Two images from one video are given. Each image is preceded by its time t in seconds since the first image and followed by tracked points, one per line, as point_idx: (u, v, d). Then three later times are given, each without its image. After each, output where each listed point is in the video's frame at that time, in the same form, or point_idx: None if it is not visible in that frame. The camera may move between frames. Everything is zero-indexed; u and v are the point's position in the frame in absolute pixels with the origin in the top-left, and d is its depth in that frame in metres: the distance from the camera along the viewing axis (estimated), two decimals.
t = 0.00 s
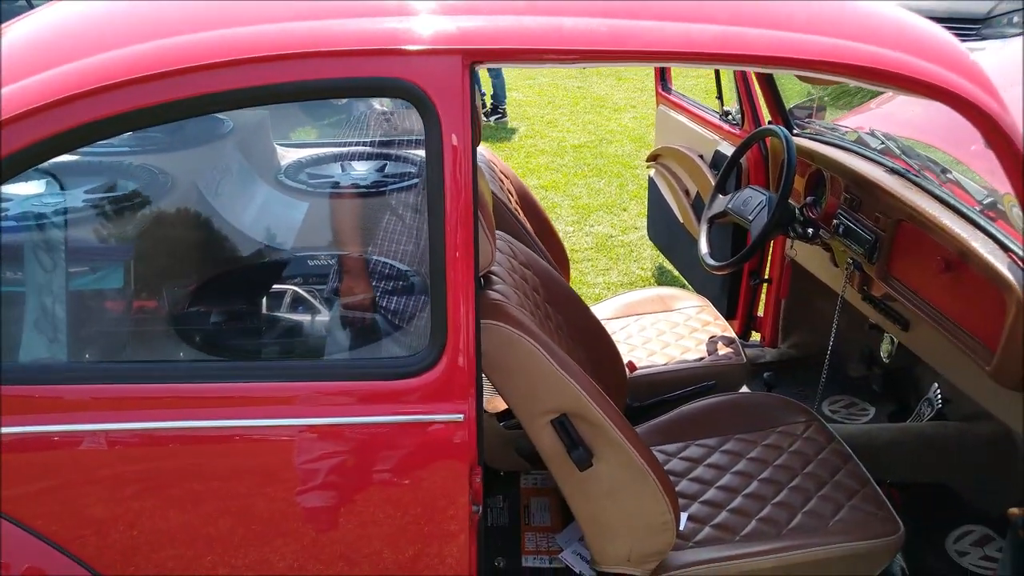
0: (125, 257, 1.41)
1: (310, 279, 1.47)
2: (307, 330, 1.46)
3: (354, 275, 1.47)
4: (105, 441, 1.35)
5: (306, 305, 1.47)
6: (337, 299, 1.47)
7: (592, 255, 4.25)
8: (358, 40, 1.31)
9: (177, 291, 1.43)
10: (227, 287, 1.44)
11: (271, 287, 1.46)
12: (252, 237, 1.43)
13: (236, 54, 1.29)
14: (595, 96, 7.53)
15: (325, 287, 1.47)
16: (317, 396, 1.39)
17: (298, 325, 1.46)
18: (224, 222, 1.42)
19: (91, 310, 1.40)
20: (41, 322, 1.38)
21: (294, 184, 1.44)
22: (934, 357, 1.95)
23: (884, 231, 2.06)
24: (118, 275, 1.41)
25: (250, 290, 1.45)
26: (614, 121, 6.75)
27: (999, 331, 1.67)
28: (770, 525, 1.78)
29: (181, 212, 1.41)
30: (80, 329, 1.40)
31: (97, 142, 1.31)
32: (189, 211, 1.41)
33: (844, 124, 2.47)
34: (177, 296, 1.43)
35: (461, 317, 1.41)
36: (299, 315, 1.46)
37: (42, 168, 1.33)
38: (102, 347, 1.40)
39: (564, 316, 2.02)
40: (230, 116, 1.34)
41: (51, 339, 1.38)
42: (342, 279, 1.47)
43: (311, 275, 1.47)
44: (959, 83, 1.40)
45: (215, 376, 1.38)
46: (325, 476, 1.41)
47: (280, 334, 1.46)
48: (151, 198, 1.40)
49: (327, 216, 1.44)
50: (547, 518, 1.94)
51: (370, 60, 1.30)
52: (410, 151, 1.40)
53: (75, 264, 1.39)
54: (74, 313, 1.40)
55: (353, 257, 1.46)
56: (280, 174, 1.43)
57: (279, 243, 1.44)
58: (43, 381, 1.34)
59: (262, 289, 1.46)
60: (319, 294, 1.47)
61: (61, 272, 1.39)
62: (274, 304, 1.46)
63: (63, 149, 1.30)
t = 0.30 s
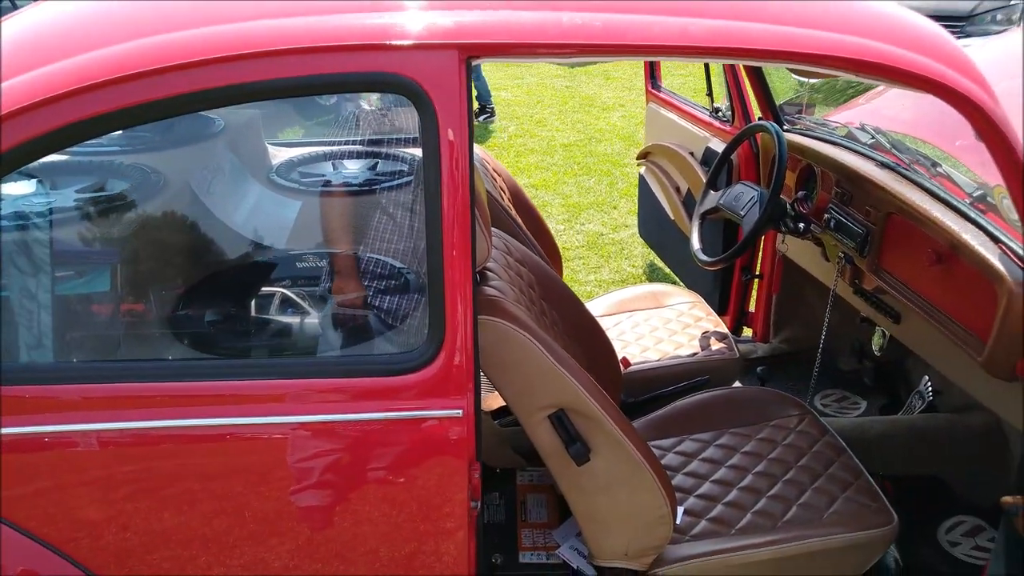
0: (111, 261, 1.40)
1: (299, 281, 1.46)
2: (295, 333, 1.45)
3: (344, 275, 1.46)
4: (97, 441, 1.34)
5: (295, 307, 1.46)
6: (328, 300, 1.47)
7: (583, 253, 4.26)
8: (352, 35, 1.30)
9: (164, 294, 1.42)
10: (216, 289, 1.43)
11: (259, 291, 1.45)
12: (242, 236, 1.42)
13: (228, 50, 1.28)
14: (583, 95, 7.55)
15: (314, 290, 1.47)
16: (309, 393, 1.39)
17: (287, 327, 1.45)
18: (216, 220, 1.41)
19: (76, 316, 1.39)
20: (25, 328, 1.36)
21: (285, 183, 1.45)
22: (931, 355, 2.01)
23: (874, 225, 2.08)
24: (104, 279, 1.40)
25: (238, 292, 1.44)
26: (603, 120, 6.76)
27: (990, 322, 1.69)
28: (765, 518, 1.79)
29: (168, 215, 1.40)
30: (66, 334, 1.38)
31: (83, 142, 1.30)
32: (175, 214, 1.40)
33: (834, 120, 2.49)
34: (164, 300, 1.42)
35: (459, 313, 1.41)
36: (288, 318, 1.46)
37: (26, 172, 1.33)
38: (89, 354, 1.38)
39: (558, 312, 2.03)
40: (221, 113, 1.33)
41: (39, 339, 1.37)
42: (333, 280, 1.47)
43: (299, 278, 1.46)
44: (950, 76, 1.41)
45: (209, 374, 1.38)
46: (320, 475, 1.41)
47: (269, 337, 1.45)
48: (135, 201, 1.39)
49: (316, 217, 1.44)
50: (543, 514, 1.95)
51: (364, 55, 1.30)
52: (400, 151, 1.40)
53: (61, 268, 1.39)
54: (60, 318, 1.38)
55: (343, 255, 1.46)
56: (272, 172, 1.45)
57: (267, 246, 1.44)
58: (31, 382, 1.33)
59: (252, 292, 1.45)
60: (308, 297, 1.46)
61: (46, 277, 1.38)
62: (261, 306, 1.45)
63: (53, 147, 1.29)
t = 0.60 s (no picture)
0: (91, 265, 1.39)
1: (282, 283, 1.46)
2: (279, 336, 1.44)
3: (329, 277, 1.46)
4: (80, 447, 1.33)
5: (279, 310, 1.46)
6: (312, 304, 1.46)
7: (568, 252, 4.27)
8: (337, 33, 1.30)
9: (145, 298, 1.41)
10: (199, 291, 1.43)
11: (241, 293, 1.45)
12: (224, 237, 1.42)
13: (211, 49, 1.28)
14: (567, 95, 7.56)
15: (297, 292, 1.46)
16: (294, 394, 1.38)
17: (270, 330, 1.45)
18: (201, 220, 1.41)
19: (55, 321, 1.38)
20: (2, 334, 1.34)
21: (267, 183, 1.45)
22: (920, 355, 2.05)
23: (857, 221, 2.09)
24: (82, 283, 1.39)
25: (220, 295, 1.44)
26: (587, 119, 6.78)
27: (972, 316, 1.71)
28: (753, 512, 1.80)
29: (147, 218, 1.39)
30: (45, 340, 1.37)
31: (62, 142, 1.30)
32: (155, 218, 1.39)
33: (817, 117, 2.51)
34: (145, 304, 1.41)
35: (448, 313, 1.42)
36: (271, 320, 1.45)
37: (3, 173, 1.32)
38: (68, 358, 1.37)
39: (546, 310, 2.03)
40: (202, 112, 1.32)
41: (18, 344, 1.35)
42: (317, 284, 1.46)
43: (282, 280, 1.46)
44: (929, 71, 1.43)
45: (195, 378, 1.37)
46: (308, 478, 1.41)
47: (253, 339, 1.44)
48: (114, 204, 1.37)
49: (299, 219, 1.44)
50: (533, 514, 1.95)
51: (349, 53, 1.30)
52: (384, 150, 1.41)
53: (39, 273, 1.38)
54: (38, 322, 1.37)
55: (327, 257, 1.46)
56: (255, 173, 1.44)
57: (247, 249, 1.44)
58: (13, 387, 1.32)
59: (234, 293, 1.44)
60: (291, 299, 1.46)
61: (24, 281, 1.37)
62: (244, 309, 1.45)
63: (36, 147, 1.29)
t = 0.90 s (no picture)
0: (66, 269, 1.36)
1: (262, 286, 1.44)
2: (259, 338, 1.43)
3: (311, 275, 1.45)
4: (58, 448, 1.31)
5: (259, 312, 1.44)
6: (292, 303, 1.45)
7: (551, 250, 4.27)
8: (318, 24, 1.28)
9: (122, 301, 1.39)
10: (178, 291, 1.41)
11: (221, 295, 1.43)
12: (204, 235, 1.41)
13: (187, 40, 1.26)
14: (547, 93, 7.57)
15: (278, 294, 1.45)
16: (275, 391, 1.37)
17: (251, 332, 1.43)
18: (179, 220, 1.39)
19: (30, 326, 1.35)
20: None
21: (246, 180, 1.43)
22: (902, 346, 2.07)
23: (839, 214, 2.10)
24: (58, 287, 1.36)
25: (200, 296, 1.42)
26: (568, 118, 6.79)
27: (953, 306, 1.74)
28: (739, 504, 1.81)
29: (125, 221, 1.37)
30: (22, 345, 1.34)
31: (37, 137, 1.27)
32: (132, 220, 1.37)
33: (796, 110, 2.53)
34: (123, 307, 1.39)
35: (433, 308, 1.41)
36: (252, 323, 1.43)
37: None
38: (45, 359, 1.35)
39: (530, 306, 2.02)
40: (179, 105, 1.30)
41: None
42: (297, 283, 1.45)
43: (262, 282, 1.44)
44: (909, 61, 1.43)
45: (176, 375, 1.35)
46: (292, 477, 1.39)
47: (232, 342, 1.42)
48: (89, 207, 1.35)
49: (278, 215, 1.43)
50: (520, 510, 1.94)
51: (329, 45, 1.29)
52: (365, 147, 1.40)
53: (12, 278, 1.33)
54: (12, 327, 1.34)
55: (306, 254, 1.45)
56: (234, 170, 1.43)
57: (228, 252, 1.42)
58: None
59: (213, 296, 1.43)
60: (272, 301, 1.44)
61: None
62: (225, 311, 1.43)
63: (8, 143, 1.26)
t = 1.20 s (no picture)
0: (36, 273, 1.32)
1: (235, 287, 1.42)
2: (232, 340, 1.40)
3: (281, 275, 1.44)
4: (28, 451, 1.27)
5: (233, 314, 1.42)
6: (264, 304, 1.43)
7: (528, 248, 4.27)
8: (289, 19, 1.26)
9: (92, 304, 1.35)
10: (150, 293, 1.38)
11: (194, 298, 1.41)
12: (177, 236, 1.39)
13: (154, 36, 1.23)
14: (522, 92, 7.56)
15: (251, 294, 1.43)
16: (248, 391, 1.34)
17: (224, 334, 1.40)
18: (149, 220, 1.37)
19: None
20: None
21: (219, 179, 1.43)
22: (876, 339, 2.09)
23: (814, 208, 2.11)
24: (27, 290, 1.32)
25: (173, 298, 1.39)
26: (543, 116, 6.79)
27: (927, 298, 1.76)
28: (717, 499, 1.81)
29: (96, 224, 1.34)
30: None
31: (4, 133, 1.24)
32: (103, 223, 1.34)
33: (771, 106, 2.55)
34: (94, 311, 1.35)
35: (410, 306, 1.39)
36: (226, 325, 1.41)
37: None
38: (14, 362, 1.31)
39: (507, 303, 2.01)
40: (149, 102, 1.28)
41: None
42: (269, 283, 1.43)
43: (235, 284, 1.42)
44: (883, 57, 1.44)
45: (149, 377, 1.33)
46: (268, 478, 1.38)
47: (205, 345, 1.38)
48: (58, 210, 1.31)
49: (249, 215, 1.42)
50: (499, 508, 1.93)
51: (301, 39, 1.26)
52: (340, 145, 1.39)
53: None
54: None
55: (276, 254, 1.43)
56: (207, 170, 1.43)
57: (201, 254, 1.40)
58: None
59: (186, 299, 1.40)
60: (245, 302, 1.42)
61: None
62: (198, 315, 1.40)
63: None
